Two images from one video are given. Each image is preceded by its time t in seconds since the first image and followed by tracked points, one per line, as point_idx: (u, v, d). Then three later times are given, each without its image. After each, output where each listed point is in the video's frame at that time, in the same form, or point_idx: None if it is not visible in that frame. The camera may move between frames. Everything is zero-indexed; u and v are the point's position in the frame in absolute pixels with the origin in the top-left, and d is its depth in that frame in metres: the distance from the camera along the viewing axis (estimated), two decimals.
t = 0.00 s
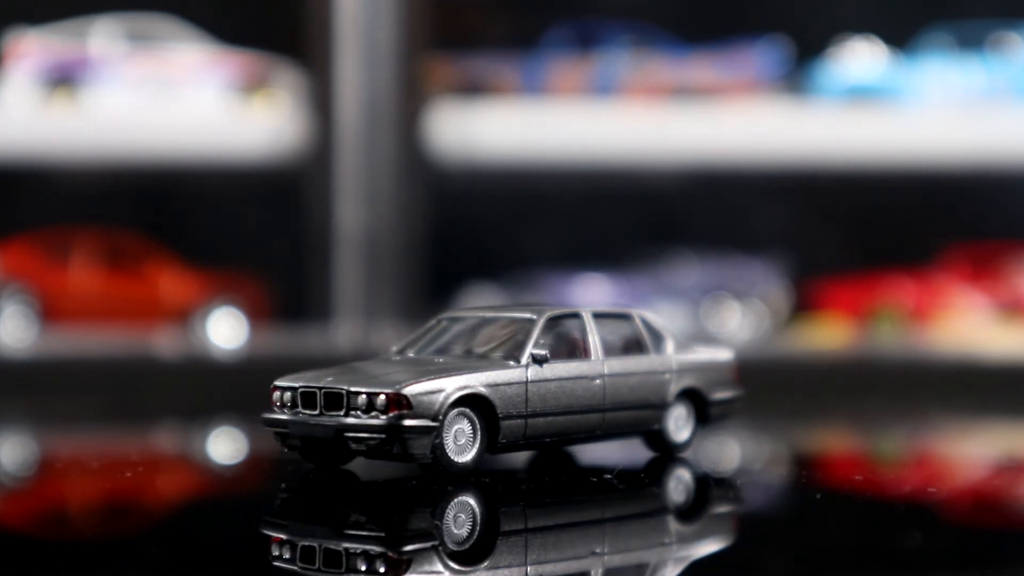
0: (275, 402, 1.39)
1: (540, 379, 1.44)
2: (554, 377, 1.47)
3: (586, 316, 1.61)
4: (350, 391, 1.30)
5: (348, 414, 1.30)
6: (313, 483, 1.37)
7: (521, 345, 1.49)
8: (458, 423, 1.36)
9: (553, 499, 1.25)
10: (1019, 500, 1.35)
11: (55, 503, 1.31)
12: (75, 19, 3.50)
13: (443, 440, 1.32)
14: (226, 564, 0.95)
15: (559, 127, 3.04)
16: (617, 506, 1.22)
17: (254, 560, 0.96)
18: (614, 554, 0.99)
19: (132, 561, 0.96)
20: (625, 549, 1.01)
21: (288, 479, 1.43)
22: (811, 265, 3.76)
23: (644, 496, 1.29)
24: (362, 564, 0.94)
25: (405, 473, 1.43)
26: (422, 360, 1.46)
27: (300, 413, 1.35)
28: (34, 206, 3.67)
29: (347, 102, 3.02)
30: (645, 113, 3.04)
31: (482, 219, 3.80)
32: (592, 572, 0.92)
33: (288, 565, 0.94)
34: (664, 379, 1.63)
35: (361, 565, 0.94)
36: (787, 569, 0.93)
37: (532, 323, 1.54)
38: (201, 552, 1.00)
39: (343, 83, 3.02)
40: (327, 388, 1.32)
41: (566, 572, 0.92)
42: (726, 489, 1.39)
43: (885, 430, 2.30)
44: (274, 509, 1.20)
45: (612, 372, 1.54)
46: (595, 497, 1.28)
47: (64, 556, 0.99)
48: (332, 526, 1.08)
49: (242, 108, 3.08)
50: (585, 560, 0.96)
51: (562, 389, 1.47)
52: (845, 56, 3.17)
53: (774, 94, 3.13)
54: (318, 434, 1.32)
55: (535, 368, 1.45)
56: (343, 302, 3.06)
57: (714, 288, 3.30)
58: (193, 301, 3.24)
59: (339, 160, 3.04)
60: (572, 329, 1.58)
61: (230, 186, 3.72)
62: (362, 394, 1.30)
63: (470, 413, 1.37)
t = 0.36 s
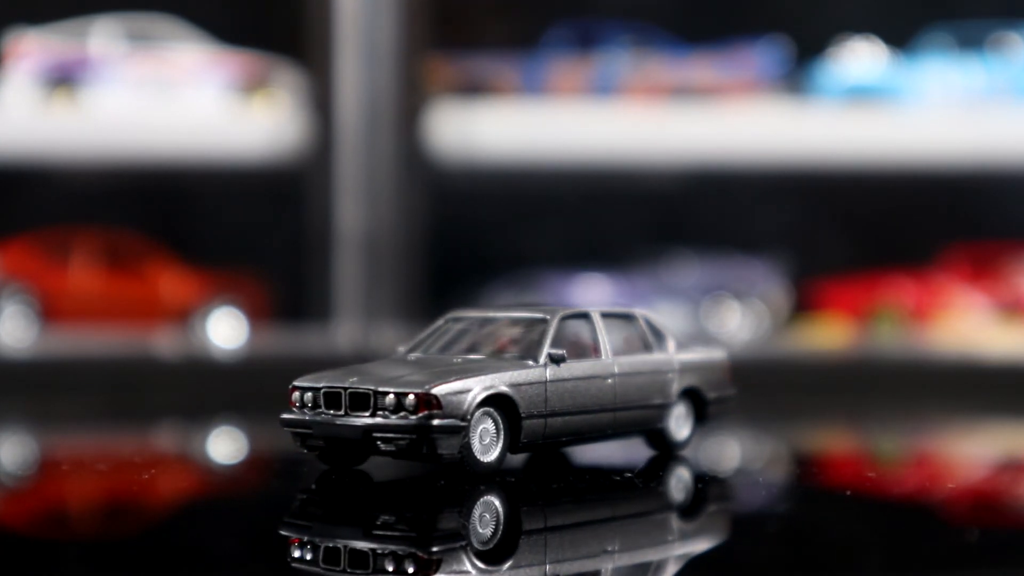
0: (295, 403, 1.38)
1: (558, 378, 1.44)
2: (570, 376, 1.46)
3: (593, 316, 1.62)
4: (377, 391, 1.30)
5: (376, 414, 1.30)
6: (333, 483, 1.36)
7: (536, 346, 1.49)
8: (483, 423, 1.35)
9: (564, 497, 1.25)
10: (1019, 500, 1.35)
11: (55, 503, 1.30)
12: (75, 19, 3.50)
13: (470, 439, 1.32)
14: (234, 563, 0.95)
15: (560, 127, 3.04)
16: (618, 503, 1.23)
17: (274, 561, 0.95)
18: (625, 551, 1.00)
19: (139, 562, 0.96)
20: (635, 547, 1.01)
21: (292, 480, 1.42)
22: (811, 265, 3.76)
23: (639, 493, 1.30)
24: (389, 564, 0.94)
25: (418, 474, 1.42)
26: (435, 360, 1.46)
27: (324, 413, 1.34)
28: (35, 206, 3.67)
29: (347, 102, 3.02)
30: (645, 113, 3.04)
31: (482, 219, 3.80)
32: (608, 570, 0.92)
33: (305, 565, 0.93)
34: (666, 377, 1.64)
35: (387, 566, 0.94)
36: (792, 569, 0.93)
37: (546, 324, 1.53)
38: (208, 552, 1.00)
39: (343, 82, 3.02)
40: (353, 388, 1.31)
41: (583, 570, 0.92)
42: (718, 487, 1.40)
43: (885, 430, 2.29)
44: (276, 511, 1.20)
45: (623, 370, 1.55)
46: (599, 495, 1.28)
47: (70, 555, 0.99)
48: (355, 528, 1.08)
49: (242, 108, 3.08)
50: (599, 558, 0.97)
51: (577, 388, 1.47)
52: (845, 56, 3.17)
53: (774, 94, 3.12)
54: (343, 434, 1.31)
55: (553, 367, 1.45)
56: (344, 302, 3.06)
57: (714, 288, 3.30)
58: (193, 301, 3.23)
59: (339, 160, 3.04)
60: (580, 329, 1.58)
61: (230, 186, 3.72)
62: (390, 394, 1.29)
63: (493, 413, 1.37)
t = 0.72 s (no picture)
0: (315, 403, 1.36)
1: (575, 378, 1.44)
2: (585, 376, 1.47)
3: (600, 316, 1.62)
4: (405, 391, 1.29)
5: (404, 414, 1.29)
6: (354, 484, 1.35)
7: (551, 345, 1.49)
8: (509, 422, 1.35)
9: (577, 497, 1.25)
10: (1020, 500, 1.35)
11: (54, 503, 1.30)
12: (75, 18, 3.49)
13: (498, 439, 1.31)
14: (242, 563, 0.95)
15: (560, 127, 3.04)
16: (618, 502, 1.24)
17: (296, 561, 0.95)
18: (636, 549, 1.00)
19: (147, 562, 0.96)
20: (643, 545, 1.02)
21: (296, 481, 1.41)
22: (811, 265, 3.76)
23: (637, 492, 1.31)
24: (416, 564, 0.94)
25: (435, 474, 1.42)
26: (451, 359, 1.45)
27: (347, 414, 1.33)
28: (35, 206, 3.67)
29: (347, 102, 3.02)
30: (645, 113, 3.03)
31: (482, 219, 3.80)
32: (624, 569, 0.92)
33: (321, 565, 0.93)
34: (667, 376, 1.64)
35: (416, 565, 0.93)
36: (797, 569, 0.93)
37: (558, 325, 1.53)
38: (214, 552, 1.00)
39: (343, 82, 3.02)
40: (380, 389, 1.31)
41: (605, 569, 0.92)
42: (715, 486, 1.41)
43: (885, 430, 2.29)
44: (275, 511, 1.20)
45: (631, 369, 1.56)
46: (606, 494, 1.29)
47: (76, 555, 0.99)
48: (384, 528, 1.08)
49: (242, 107, 3.08)
50: (612, 556, 0.97)
51: (591, 387, 1.47)
52: (845, 56, 3.17)
53: (774, 94, 3.12)
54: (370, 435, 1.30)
55: (570, 367, 1.45)
56: (344, 302, 3.06)
57: (714, 288, 3.30)
58: (193, 300, 3.23)
59: (339, 159, 3.04)
60: (589, 329, 1.58)
61: (230, 185, 3.71)
62: (419, 394, 1.29)
63: (518, 412, 1.36)
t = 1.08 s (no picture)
0: (337, 403, 1.35)
1: (592, 377, 1.44)
2: (600, 375, 1.47)
3: (607, 316, 1.62)
4: (433, 392, 1.29)
5: (433, 415, 1.29)
6: (375, 484, 1.34)
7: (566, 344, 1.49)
8: (533, 422, 1.35)
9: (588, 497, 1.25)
10: (1020, 500, 1.35)
11: (56, 504, 1.30)
12: (74, 18, 3.49)
13: (525, 439, 1.31)
14: (246, 564, 0.95)
15: (560, 128, 3.04)
16: (618, 501, 1.24)
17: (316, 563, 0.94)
18: (644, 548, 1.01)
19: (149, 562, 0.96)
20: (651, 543, 1.03)
21: (297, 481, 1.41)
22: (811, 265, 3.76)
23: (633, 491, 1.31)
24: (445, 564, 0.94)
25: (452, 474, 1.41)
26: (466, 359, 1.45)
27: (374, 414, 1.32)
28: (35, 206, 3.67)
29: (346, 102, 3.02)
30: (645, 113, 3.03)
31: (483, 219, 3.80)
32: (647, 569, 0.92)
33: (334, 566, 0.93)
34: (669, 375, 1.65)
35: (443, 565, 0.93)
36: (798, 569, 0.93)
37: (571, 324, 1.53)
38: (219, 552, 1.00)
39: (343, 82, 3.02)
40: (408, 389, 1.30)
41: (631, 569, 0.92)
42: (715, 485, 1.41)
43: (885, 430, 2.29)
44: (268, 512, 1.20)
45: (639, 368, 1.56)
46: (612, 493, 1.29)
47: (81, 556, 0.99)
48: (413, 528, 1.07)
49: (242, 108, 3.08)
50: (622, 554, 0.98)
51: (605, 387, 1.47)
52: (845, 56, 3.17)
53: (774, 94, 3.12)
54: (400, 436, 1.30)
55: (586, 367, 1.45)
56: (344, 302, 3.05)
57: (714, 288, 3.30)
58: (193, 300, 3.23)
59: (338, 159, 3.04)
60: (598, 328, 1.58)
61: (229, 185, 3.71)
62: (448, 395, 1.28)
63: (542, 411, 1.36)
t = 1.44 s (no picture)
0: (360, 403, 1.34)
1: (608, 377, 1.44)
2: (614, 375, 1.47)
3: (613, 315, 1.61)
4: (462, 391, 1.28)
5: (461, 414, 1.28)
6: (397, 484, 1.34)
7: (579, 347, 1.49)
8: (557, 422, 1.35)
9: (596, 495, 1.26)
10: (1021, 500, 1.35)
11: (57, 504, 1.30)
12: (75, 18, 3.49)
13: (550, 438, 1.31)
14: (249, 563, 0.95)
15: (560, 128, 3.04)
16: (620, 499, 1.25)
17: (340, 564, 0.94)
18: (650, 545, 1.02)
19: (151, 562, 0.96)
20: (656, 540, 1.03)
21: (298, 481, 1.41)
22: (811, 265, 3.76)
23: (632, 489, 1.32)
24: (473, 564, 0.93)
25: (470, 473, 1.41)
26: (481, 359, 1.44)
27: (400, 414, 1.31)
28: (35, 205, 3.67)
29: (347, 102, 3.02)
30: (646, 113, 3.03)
31: (483, 220, 3.80)
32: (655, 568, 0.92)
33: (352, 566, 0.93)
34: (668, 375, 1.65)
35: (472, 565, 0.93)
36: (798, 569, 0.93)
37: (583, 323, 1.52)
38: (221, 552, 1.00)
39: (343, 83, 3.02)
40: (435, 389, 1.29)
41: (646, 567, 0.92)
42: (718, 485, 1.41)
43: (885, 430, 2.29)
44: (270, 511, 1.20)
45: (645, 368, 1.57)
46: (617, 492, 1.29)
47: (84, 556, 0.99)
48: (442, 528, 1.07)
49: (242, 107, 3.08)
50: (629, 550, 0.99)
51: (618, 386, 1.48)
52: (845, 56, 3.17)
53: (774, 94, 3.12)
54: (428, 436, 1.29)
55: (601, 367, 1.46)
56: (344, 302, 3.05)
57: (714, 288, 3.30)
58: (193, 300, 3.22)
59: (338, 159, 3.04)
60: (605, 327, 1.58)
61: (229, 185, 3.71)
62: (476, 394, 1.27)
63: (564, 411, 1.36)
